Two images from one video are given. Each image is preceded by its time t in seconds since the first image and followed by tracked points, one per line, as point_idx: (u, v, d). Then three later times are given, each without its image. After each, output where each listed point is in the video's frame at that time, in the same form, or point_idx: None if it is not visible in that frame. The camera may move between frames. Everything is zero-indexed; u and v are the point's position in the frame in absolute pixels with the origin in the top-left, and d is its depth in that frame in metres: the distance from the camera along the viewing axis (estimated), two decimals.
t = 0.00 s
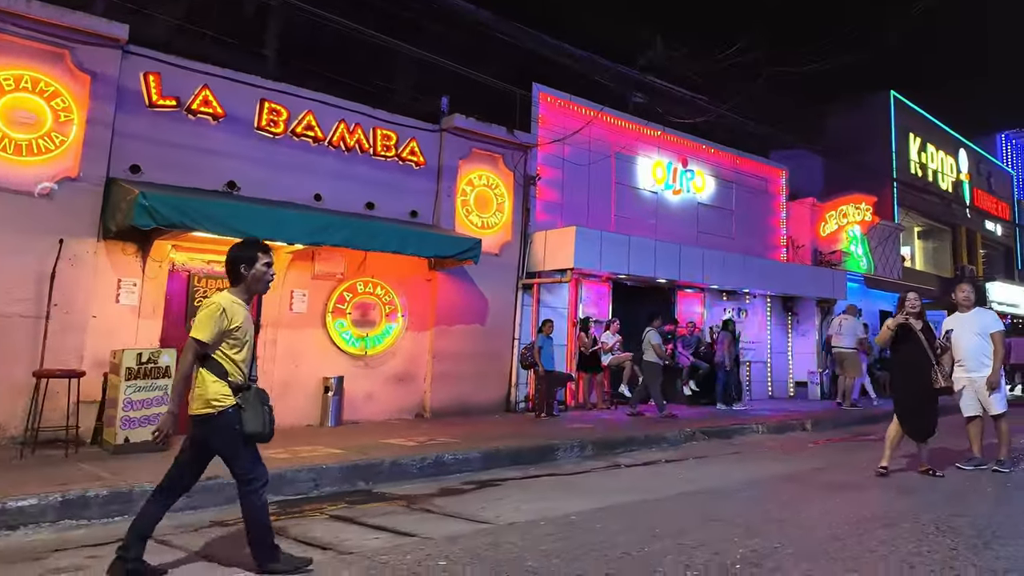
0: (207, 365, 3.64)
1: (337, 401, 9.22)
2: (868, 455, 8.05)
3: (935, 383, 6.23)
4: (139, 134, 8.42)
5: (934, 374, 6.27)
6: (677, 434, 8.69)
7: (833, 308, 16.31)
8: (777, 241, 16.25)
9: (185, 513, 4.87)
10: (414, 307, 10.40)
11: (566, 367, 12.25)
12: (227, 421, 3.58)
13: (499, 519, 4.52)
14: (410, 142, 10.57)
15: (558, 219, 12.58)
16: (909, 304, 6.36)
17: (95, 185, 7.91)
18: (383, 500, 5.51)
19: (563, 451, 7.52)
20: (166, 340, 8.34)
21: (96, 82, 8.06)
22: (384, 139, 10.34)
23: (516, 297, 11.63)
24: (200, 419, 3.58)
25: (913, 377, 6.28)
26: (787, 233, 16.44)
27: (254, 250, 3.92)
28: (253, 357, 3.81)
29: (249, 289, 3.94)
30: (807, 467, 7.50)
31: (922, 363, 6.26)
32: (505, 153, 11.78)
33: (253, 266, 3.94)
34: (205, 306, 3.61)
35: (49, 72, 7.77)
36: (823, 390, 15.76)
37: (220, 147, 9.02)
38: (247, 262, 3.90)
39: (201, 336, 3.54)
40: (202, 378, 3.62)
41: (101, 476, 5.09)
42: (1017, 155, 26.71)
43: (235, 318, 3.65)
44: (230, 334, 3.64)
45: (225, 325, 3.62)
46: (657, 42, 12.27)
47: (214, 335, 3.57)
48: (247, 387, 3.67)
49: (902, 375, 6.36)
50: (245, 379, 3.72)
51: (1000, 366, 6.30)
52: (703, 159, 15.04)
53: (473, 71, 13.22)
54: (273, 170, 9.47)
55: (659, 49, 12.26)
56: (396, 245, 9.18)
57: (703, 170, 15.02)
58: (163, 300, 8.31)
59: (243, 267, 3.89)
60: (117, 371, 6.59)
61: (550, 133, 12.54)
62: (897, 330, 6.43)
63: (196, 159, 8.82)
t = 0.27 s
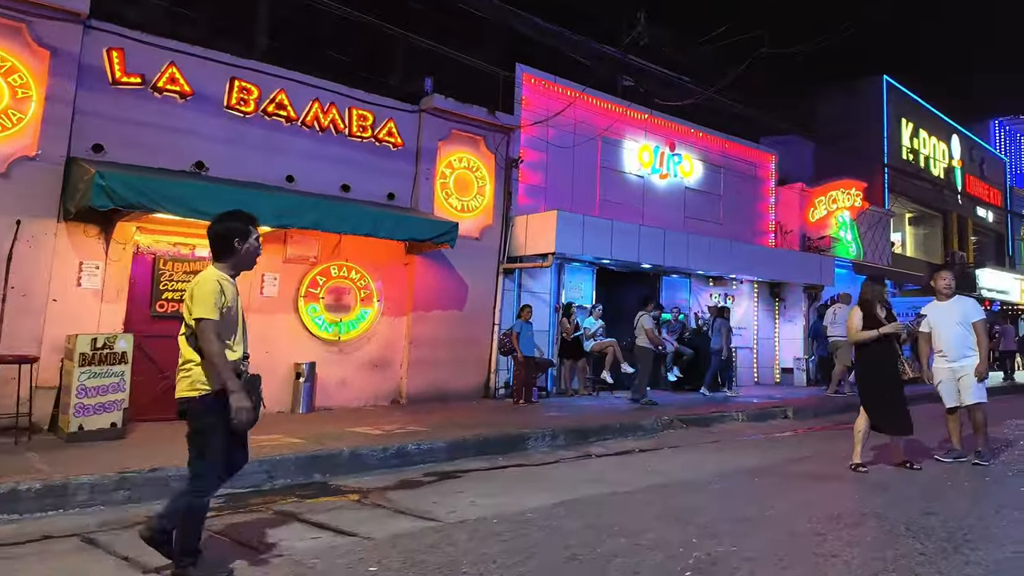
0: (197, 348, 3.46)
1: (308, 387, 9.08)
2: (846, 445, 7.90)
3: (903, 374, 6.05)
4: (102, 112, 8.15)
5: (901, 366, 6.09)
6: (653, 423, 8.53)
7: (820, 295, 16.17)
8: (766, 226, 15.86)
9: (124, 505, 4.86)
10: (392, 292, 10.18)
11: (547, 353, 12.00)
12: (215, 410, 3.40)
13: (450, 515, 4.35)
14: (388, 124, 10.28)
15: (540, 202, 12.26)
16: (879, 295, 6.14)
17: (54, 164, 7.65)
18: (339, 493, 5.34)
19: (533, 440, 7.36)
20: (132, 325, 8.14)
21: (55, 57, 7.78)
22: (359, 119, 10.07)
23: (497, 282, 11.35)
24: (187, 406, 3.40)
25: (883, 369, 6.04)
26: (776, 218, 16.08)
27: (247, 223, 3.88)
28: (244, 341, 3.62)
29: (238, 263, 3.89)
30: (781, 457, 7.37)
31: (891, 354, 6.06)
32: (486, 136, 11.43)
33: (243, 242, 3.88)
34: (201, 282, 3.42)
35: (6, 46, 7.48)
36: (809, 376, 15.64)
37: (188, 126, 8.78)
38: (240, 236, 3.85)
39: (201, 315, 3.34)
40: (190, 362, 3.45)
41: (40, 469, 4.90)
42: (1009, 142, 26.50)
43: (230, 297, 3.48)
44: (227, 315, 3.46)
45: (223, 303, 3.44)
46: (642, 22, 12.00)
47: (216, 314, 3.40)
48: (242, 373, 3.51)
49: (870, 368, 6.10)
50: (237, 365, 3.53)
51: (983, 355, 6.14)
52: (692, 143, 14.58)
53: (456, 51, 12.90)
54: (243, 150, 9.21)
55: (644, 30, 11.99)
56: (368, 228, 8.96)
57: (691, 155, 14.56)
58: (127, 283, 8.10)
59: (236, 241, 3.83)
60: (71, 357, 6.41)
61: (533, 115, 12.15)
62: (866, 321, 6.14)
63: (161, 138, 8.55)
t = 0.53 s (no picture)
0: (180, 346, 3.39)
1: (279, 378, 8.89)
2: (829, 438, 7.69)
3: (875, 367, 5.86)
4: (60, 94, 7.81)
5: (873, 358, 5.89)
6: (634, 416, 8.30)
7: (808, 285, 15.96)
8: (755, 216, 15.53)
9: (61, 506, 4.74)
10: (369, 282, 9.91)
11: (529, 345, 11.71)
12: (189, 411, 3.32)
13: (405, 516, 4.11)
14: (364, 108, 9.89)
15: (523, 190, 11.83)
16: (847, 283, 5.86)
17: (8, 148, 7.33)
18: (296, 495, 5.08)
19: (506, 434, 7.11)
20: (93, 315, 7.87)
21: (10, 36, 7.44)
22: (334, 104, 9.68)
23: (477, 272, 11.05)
24: (163, 406, 3.30)
25: (858, 364, 5.80)
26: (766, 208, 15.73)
27: (238, 218, 3.70)
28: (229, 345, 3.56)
29: (226, 261, 3.70)
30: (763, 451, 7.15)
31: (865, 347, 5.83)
32: (467, 121, 10.99)
33: (233, 239, 3.70)
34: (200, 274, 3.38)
35: None
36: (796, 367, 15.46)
37: (153, 110, 8.45)
38: (231, 232, 3.67)
39: (204, 306, 3.29)
40: (172, 361, 3.36)
41: None
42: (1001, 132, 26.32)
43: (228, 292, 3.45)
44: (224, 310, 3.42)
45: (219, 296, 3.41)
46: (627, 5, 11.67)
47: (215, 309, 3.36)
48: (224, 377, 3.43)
49: (846, 363, 5.82)
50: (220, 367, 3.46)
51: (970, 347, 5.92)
52: (681, 130, 14.11)
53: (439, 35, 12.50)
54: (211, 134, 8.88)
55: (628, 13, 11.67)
56: (337, 215, 8.64)
57: (679, 144, 14.08)
58: (88, 271, 7.82)
59: (227, 238, 3.65)
60: (19, 349, 6.14)
61: (517, 101, 11.63)
62: (844, 314, 5.79)
63: (124, 121, 8.22)
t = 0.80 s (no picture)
0: (185, 337, 3.29)
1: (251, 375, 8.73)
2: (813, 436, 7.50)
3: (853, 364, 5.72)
4: (23, 81, 7.56)
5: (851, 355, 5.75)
6: (615, 413, 8.10)
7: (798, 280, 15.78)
8: (744, 210, 15.31)
9: (4, 509, 4.62)
10: (347, 277, 9.69)
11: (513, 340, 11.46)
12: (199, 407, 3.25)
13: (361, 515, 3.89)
14: (341, 98, 9.63)
15: (508, 183, 11.53)
16: (829, 279, 5.67)
17: None
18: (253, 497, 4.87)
19: (481, 433, 6.89)
20: (57, 310, 7.65)
21: None
22: (310, 94, 9.42)
23: (459, 266, 10.81)
24: (172, 403, 3.23)
25: (840, 362, 5.62)
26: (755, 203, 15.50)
27: (237, 206, 3.83)
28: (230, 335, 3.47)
29: (226, 247, 3.84)
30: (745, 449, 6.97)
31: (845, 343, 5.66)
32: (450, 112, 10.72)
33: (231, 225, 3.83)
34: (199, 263, 3.27)
35: None
36: (786, 364, 15.27)
37: (121, 98, 8.20)
38: (232, 218, 3.81)
39: (205, 297, 3.18)
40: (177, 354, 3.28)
41: None
42: (993, 127, 26.13)
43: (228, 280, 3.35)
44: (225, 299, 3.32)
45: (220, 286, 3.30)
46: None
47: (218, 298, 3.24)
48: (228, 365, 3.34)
49: (827, 360, 5.63)
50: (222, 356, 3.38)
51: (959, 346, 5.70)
52: (669, 123, 13.86)
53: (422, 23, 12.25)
54: (183, 124, 8.63)
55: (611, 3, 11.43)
56: (310, 207, 8.40)
57: (668, 137, 13.83)
58: (52, 265, 7.61)
59: (227, 224, 3.78)
60: None
61: (501, 92, 11.34)
62: (827, 310, 5.58)
63: (90, 110, 7.97)
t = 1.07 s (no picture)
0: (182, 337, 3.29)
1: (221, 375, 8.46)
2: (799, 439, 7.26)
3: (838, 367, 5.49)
4: None
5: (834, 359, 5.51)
6: (597, 415, 7.84)
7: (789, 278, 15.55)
8: (735, 207, 15.06)
9: None
10: (325, 275, 9.45)
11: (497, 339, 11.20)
12: (208, 401, 3.25)
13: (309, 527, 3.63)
14: (317, 91, 9.37)
15: (491, 179, 11.25)
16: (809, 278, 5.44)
17: None
18: (203, 506, 4.61)
19: (456, 436, 6.62)
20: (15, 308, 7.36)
21: None
22: (285, 86, 9.18)
23: (440, 263, 10.56)
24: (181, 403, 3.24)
25: (822, 364, 5.38)
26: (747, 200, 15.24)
27: (236, 204, 3.78)
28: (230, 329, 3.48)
29: (226, 246, 3.81)
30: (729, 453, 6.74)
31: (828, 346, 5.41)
32: (430, 106, 10.46)
33: (230, 224, 3.80)
34: (182, 264, 3.24)
35: None
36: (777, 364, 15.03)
37: (85, 89, 7.93)
38: (230, 216, 3.77)
39: (182, 295, 3.15)
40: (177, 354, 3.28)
41: None
42: (989, 124, 25.89)
43: (214, 277, 3.31)
44: (209, 295, 3.31)
45: (203, 284, 3.26)
46: None
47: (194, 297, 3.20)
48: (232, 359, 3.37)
49: (807, 362, 5.41)
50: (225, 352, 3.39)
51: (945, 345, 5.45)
52: (658, 119, 13.60)
53: (404, 15, 11.99)
54: (151, 116, 8.36)
55: None
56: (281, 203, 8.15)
57: (656, 132, 13.57)
58: (10, 261, 7.34)
59: (226, 222, 3.73)
60: None
61: (485, 86, 11.05)
62: (806, 311, 5.37)
63: (52, 101, 7.70)
